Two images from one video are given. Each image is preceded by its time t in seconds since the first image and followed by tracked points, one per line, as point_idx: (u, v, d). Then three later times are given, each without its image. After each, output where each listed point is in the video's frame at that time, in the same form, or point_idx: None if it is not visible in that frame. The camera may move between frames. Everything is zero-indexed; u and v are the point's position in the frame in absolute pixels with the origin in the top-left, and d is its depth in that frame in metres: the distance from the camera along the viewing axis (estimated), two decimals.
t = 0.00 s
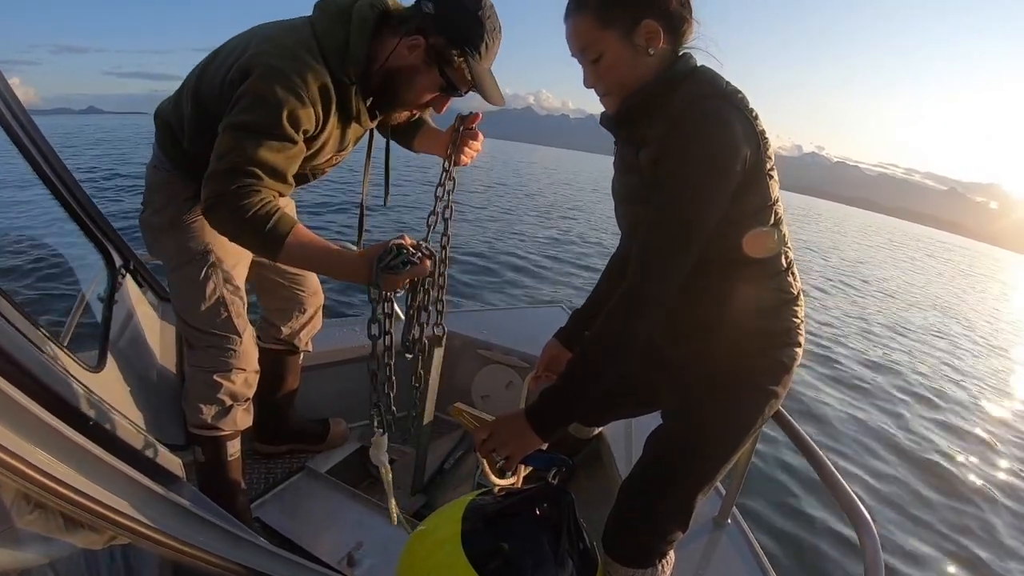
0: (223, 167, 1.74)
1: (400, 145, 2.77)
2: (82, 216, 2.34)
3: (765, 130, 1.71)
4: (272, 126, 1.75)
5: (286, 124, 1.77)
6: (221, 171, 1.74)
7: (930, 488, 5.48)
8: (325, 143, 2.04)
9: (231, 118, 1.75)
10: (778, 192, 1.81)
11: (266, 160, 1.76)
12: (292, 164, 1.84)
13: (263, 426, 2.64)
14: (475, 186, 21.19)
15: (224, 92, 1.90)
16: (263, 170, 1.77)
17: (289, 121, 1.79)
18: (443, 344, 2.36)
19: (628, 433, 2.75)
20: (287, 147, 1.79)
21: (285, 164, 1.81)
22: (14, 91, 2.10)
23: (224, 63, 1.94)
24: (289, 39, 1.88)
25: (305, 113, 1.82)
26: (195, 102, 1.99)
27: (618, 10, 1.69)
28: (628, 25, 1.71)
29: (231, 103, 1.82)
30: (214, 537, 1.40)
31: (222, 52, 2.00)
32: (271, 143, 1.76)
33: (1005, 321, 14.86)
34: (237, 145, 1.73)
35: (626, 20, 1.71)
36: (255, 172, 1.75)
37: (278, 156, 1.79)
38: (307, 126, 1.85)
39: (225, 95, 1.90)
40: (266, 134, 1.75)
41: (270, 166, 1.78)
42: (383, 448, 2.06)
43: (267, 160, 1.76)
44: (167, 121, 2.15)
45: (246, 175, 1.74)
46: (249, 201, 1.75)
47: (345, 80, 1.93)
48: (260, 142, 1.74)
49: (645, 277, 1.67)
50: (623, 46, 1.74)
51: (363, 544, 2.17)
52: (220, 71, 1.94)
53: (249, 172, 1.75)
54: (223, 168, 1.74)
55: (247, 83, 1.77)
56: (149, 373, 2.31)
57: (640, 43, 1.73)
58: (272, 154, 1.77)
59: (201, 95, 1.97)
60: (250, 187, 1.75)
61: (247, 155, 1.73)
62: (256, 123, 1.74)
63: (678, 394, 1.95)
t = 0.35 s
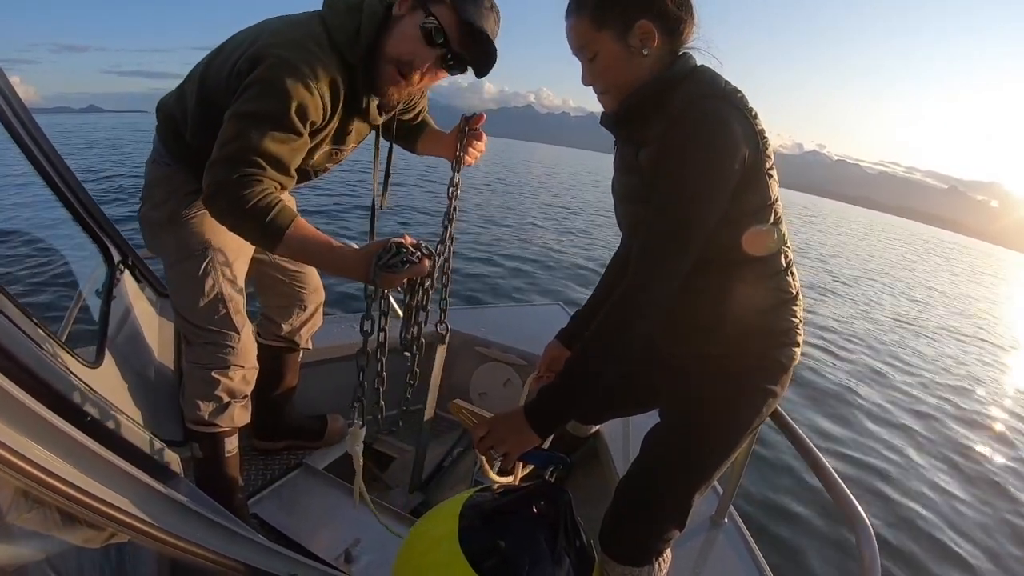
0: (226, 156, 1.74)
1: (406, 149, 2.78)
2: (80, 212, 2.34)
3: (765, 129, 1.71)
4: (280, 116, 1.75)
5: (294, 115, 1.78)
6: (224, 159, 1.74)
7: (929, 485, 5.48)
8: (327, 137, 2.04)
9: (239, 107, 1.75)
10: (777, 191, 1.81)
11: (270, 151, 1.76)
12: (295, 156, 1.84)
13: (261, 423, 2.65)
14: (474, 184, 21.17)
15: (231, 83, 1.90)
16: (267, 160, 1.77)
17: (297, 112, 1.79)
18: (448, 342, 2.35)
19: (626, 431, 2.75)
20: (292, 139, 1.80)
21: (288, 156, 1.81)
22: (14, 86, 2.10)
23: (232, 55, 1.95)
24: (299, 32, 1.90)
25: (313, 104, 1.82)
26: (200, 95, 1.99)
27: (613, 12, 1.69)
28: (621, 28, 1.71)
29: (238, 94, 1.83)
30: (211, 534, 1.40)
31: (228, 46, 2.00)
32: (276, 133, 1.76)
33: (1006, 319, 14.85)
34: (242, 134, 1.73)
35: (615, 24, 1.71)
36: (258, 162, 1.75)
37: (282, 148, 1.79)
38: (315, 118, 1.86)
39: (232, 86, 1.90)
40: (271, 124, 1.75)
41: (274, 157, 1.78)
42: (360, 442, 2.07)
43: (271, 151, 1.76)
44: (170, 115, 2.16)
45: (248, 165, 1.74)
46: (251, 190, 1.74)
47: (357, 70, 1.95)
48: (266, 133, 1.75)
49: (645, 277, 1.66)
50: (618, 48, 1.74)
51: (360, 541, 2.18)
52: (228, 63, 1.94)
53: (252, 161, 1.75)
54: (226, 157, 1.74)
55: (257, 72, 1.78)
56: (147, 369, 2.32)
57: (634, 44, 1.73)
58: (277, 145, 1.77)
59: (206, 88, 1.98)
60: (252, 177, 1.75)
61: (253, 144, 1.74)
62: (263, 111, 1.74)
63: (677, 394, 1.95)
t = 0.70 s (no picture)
0: (225, 154, 1.74)
1: (410, 154, 2.80)
2: (79, 209, 2.34)
3: (766, 127, 1.71)
4: (281, 114, 1.76)
5: (296, 113, 1.78)
6: (224, 156, 1.74)
7: (929, 484, 5.48)
8: (327, 137, 2.05)
9: (241, 104, 1.75)
10: (778, 190, 1.81)
11: (271, 149, 1.76)
12: (297, 154, 1.85)
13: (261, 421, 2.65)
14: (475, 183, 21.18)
15: (233, 81, 1.91)
16: (267, 158, 1.77)
17: (299, 111, 1.79)
18: (456, 341, 2.36)
19: (626, 429, 2.75)
20: (293, 138, 1.80)
21: (289, 155, 1.81)
22: (13, 84, 2.10)
23: (234, 53, 1.96)
24: (302, 31, 1.90)
25: (315, 102, 1.83)
26: (201, 92, 1.99)
27: (614, 8, 1.70)
28: (623, 24, 1.72)
29: (239, 91, 1.83)
30: (212, 531, 1.40)
31: (230, 45, 2.01)
32: (276, 131, 1.76)
33: (1006, 318, 14.84)
34: (243, 132, 1.73)
35: (619, 17, 1.71)
36: (258, 160, 1.75)
37: (282, 147, 1.79)
38: (316, 116, 1.86)
39: (233, 84, 1.90)
40: (272, 122, 1.76)
41: (274, 155, 1.78)
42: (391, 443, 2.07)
43: (272, 149, 1.77)
44: (170, 113, 2.16)
45: (248, 162, 1.74)
46: (251, 187, 1.74)
47: (358, 69, 1.95)
48: (267, 131, 1.75)
49: (646, 276, 1.66)
50: (620, 43, 1.74)
51: (360, 538, 2.18)
52: (230, 60, 1.95)
53: (252, 159, 1.75)
54: (226, 154, 1.74)
55: (259, 70, 1.78)
56: (147, 366, 2.32)
57: (636, 40, 1.73)
58: (277, 144, 1.77)
59: (208, 85, 1.98)
60: (251, 175, 1.75)
61: (254, 142, 1.74)
62: (265, 109, 1.74)
63: (677, 391, 1.95)
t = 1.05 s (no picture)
0: (218, 158, 1.74)
1: (407, 156, 2.79)
2: (79, 208, 2.34)
3: (767, 127, 1.70)
4: (275, 119, 1.76)
5: (289, 118, 1.78)
6: (218, 161, 1.74)
7: (930, 484, 5.47)
8: (320, 141, 2.05)
9: (234, 109, 1.76)
10: (778, 190, 1.81)
11: (264, 153, 1.76)
12: (290, 159, 1.85)
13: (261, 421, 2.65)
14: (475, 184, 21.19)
15: (228, 84, 1.91)
16: (260, 162, 1.77)
17: (292, 115, 1.80)
18: (457, 341, 2.36)
19: (626, 428, 2.75)
20: (286, 142, 1.80)
21: (282, 159, 1.82)
22: (13, 82, 2.09)
23: (229, 56, 1.96)
24: (296, 34, 1.91)
25: (308, 107, 1.83)
26: (197, 95, 1.99)
27: (617, 6, 1.69)
28: (627, 21, 1.72)
29: (233, 95, 1.83)
30: (212, 531, 1.40)
31: (225, 47, 2.01)
32: (269, 136, 1.77)
33: (1007, 318, 14.84)
34: (237, 136, 1.74)
35: (626, 14, 1.71)
36: (252, 164, 1.75)
37: (276, 151, 1.79)
38: (309, 120, 1.86)
39: (228, 88, 1.91)
40: (265, 126, 1.76)
41: (269, 160, 1.78)
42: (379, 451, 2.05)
43: (265, 153, 1.77)
44: (166, 115, 2.16)
45: (242, 167, 1.75)
46: (245, 192, 1.75)
47: (352, 74, 1.95)
48: (260, 135, 1.75)
49: (647, 277, 1.66)
50: (620, 42, 1.74)
51: (361, 538, 2.18)
52: (225, 64, 1.95)
53: (246, 164, 1.75)
54: (219, 159, 1.74)
55: (253, 75, 1.78)
56: (148, 366, 2.32)
57: (638, 38, 1.73)
58: (270, 148, 1.77)
59: (203, 87, 1.98)
60: (245, 180, 1.75)
61: (248, 147, 1.74)
62: (258, 114, 1.74)
63: (678, 391, 1.95)
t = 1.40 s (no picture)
0: (214, 158, 1.74)
1: (404, 158, 2.79)
2: (79, 208, 2.34)
3: (767, 127, 1.70)
4: (270, 119, 1.76)
5: (284, 118, 1.79)
6: (213, 161, 1.75)
7: (931, 484, 5.46)
8: (316, 140, 2.05)
9: (229, 109, 1.76)
10: (779, 191, 1.81)
11: (259, 153, 1.76)
12: (286, 158, 1.85)
13: (260, 422, 2.65)
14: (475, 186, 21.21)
15: (224, 84, 1.91)
16: (255, 162, 1.77)
17: (287, 115, 1.80)
18: (456, 341, 2.35)
19: (628, 430, 2.75)
20: (282, 141, 1.81)
21: (278, 159, 1.82)
22: (13, 82, 2.09)
23: (225, 57, 1.96)
24: (291, 34, 1.91)
25: (303, 106, 1.83)
26: (193, 95, 1.99)
27: (619, 6, 1.69)
28: (629, 22, 1.72)
29: (229, 96, 1.83)
30: (213, 532, 1.40)
31: (221, 48, 2.01)
32: (264, 135, 1.77)
33: (1006, 318, 14.85)
34: (232, 136, 1.74)
35: (629, 15, 1.71)
36: (247, 164, 1.76)
37: (271, 150, 1.79)
38: (305, 120, 1.86)
39: (224, 88, 1.91)
40: (260, 126, 1.76)
41: (265, 159, 1.79)
42: (355, 450, 2.05)
43: (260, 153, 1.77)
44: (163, 116, 2.17)
45: (238, 167, 1.75)
46: (240, 192, 1.75)
47: (346, 72, 1.95)
48: (255, 135, 1.75)
49: (648, 276, 1.66)
50: (622, 42, 1.74)
51: (362, 539, 2.17)
52: (220, 64, 1.95)
53: (242, 163, 1.75)
54: (214, 160, 1.75)
55: (248, 74, 1.78)
56: (148, 368, 2.32)
57: (641, 38, 1.74)
58: (266, 148, 1.77)
59: (200, 87, 1.98)
60: (241, 180, 1.75)
61: (243, 146, 1.74)
62: (254, 113, 1.74)
63: (679, 393, 1.95)
